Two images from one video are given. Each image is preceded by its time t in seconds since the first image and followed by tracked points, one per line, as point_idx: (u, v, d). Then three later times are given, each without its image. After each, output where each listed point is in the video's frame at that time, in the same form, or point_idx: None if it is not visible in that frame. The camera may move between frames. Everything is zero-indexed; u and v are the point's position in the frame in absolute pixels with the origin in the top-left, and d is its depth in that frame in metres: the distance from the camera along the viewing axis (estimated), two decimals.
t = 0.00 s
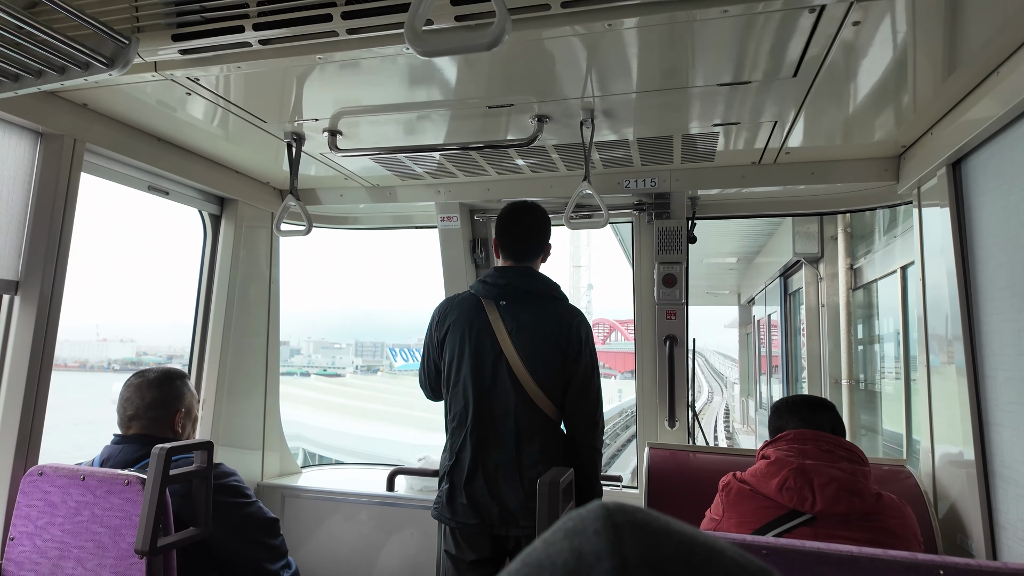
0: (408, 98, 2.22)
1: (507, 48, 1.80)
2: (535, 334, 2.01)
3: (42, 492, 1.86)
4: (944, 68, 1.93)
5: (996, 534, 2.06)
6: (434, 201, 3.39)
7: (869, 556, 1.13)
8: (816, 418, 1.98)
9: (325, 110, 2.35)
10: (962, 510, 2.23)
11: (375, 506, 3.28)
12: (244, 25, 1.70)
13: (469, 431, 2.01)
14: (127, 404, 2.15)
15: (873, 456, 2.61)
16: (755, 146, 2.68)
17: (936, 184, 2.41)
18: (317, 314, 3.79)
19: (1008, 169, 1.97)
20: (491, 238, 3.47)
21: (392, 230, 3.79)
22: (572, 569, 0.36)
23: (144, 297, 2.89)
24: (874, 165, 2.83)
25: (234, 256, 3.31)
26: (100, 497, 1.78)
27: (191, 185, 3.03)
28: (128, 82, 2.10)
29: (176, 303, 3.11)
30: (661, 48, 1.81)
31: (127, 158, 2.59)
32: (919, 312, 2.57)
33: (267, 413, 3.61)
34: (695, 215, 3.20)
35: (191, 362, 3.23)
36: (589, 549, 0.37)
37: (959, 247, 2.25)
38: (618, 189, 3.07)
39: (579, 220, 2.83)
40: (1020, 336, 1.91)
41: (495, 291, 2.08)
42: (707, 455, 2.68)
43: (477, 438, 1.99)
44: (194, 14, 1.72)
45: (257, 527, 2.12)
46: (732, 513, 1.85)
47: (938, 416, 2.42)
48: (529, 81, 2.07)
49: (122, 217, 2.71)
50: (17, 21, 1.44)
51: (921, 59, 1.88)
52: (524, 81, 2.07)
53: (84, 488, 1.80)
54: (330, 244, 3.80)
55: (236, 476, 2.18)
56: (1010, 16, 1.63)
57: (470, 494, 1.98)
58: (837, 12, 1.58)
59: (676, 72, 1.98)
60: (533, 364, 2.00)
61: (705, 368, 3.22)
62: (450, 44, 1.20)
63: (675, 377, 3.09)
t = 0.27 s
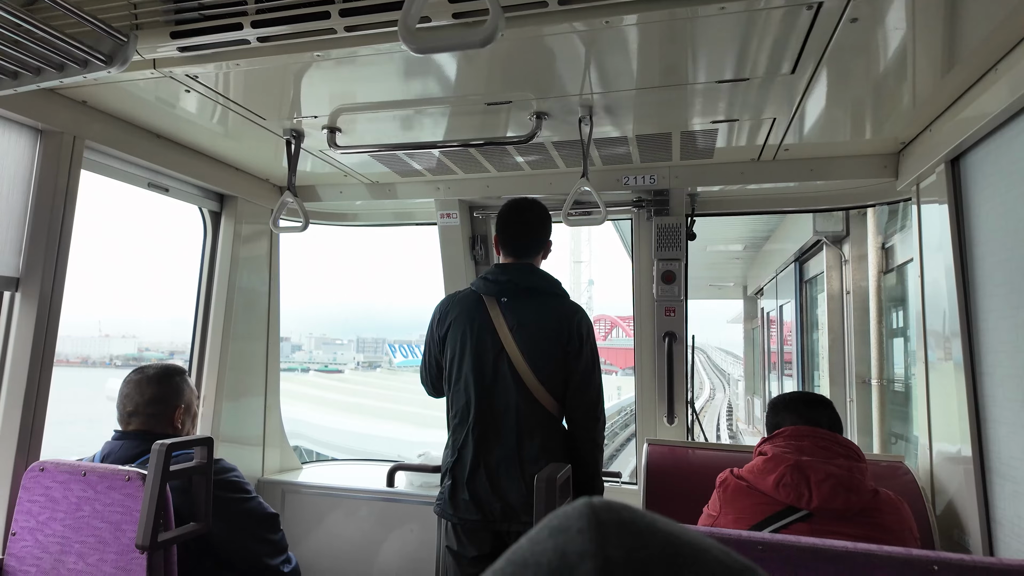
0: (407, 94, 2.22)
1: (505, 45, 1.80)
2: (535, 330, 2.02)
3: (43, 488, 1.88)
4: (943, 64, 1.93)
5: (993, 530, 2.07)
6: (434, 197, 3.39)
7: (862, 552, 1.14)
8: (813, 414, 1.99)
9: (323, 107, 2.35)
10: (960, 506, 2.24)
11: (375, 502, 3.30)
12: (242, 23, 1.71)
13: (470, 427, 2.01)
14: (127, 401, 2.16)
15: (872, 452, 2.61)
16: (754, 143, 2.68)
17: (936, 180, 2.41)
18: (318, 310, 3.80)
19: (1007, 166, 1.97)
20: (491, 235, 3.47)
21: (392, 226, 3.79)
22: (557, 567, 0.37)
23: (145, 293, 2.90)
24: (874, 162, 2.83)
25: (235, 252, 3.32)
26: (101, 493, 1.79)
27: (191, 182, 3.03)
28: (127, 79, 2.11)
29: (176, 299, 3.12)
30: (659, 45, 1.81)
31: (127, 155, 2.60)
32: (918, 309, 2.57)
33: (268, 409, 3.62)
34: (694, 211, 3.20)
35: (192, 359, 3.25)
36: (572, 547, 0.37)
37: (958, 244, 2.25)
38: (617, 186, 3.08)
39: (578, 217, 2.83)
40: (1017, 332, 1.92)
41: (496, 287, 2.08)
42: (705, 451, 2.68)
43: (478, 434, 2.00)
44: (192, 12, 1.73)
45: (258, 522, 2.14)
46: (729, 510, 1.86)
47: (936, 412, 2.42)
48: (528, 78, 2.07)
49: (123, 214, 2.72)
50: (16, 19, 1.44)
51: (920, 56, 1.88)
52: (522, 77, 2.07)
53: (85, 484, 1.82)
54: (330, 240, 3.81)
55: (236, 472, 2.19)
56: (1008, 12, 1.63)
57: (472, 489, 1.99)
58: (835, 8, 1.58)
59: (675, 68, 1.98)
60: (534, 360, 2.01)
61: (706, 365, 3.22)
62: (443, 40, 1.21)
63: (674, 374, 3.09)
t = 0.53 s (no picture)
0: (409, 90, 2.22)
1: (507, 41, 1.81)
2: (539, 326, 2.02)
3: (50, 483, 1.89)
4: (946, 59, 1.92)
5: (996, 524, 2.07)
6: (436, 194, 3.40)
7: (865, 545, 1.14)
8: (816, 409, 1.99)
9: (326, 103, 2.35)
10: (962, 500, 2.24)
11: (379, 497, 3.31)
12: (246, 19, 1.71)
13: (474, 423, 2.02)
14: (132, 396, 2.18)
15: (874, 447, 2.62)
16: (756, 138, 2.68)
17: (938, 176, 2.41)
18: (321, 306, 3.81)
19: (1011, 160, 1.96)
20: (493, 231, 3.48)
21: (394, 223, 3.80)
22: (565, 558, 0.37)
23: (148, 290, 2.90)
24: (876, 157, 2.83)
25: (238, 248, 3.33)
26: (108, 488, 1.80)
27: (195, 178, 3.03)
28: (130, 76, 2.11)
29: (180, 295, 3.12)
30: (661, 40, 1.81)
31: (131, 152, 2.60)
32: (921, 304, 2.57)
33: (272, 405, 3.63)
34: (697, 207, 3.20)
35: (196, 356, 3.26)
36: (580, 539, 0.38)
37: (961, 239, 2.25)
38: (620, 181, 3.08)
39: (581, 213, 2.83)
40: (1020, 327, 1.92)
41: (499, 283, 2.09)
42: (708, 447, 2.69)
43: (482, 430, 2.01)
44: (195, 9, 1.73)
45: (263, 517, 2.15)
46: (732, 504, 1.86)
47: (939, 407, 2.42)
48: (531, 73, 2.07)
49: (126, 211, 2.72)
50: (21, 16, 1.45)
51: (923, 50, 1.87)
52: (525, 73, 2.07)
53: (91, 479, 1.83)
54: (333, 237, 3.82)
55: (240, 467, 2.20)
56: (1013, 7, 1.63)
57: (476, 485, 2.00)
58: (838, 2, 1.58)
59: (678, 63, 1.98)
60: (537, 356, 2.02)
61: (708, 361, 3.21)
62: (447, 36, 1.26)
63: (676, 370, 3.09)
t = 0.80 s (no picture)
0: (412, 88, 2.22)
1: (510, 39, 1.80)
2: (539, 325, 2.02)
3: (55, 481, 1.89)
4: (951, 56, 1.92)
5: (1000, 522, 2.07)
6: (439, 192, 3.39)
7: (871, 543, 1.14)
8: (820, 407, 1.99)
9: (330, 101, 2.35)
10: (966, 499, 2.24)
11: (382, 495, 3.31)
12: (249, 17, 1.71)
13: (474, 422, 2.02)
14: (135, 395, 2.18)
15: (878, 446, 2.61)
16: (760, 136, 2.67)
17: (943, 173, 2.41)
18: (324, 304, 3.81)
19: (1016, 157, 1.96)
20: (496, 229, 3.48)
21: (397, 221, 3.80)
22: (576, 551, 0.37)
23: (151, 289, 2.91)
24: (880, 155, 2.83)
25: (241, 247, 3.33)
26: (112, 486, 1.81)
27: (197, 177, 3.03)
28: (134, 75, 2.11)
29: (182, 294, 3.13)
30: (664, 37, 1.81)
31: (133, 151, 2.60)
32: (925, 302, 2.56)
33: (275, 404, 3.64)
34: (700, 205, 3.19)
35: (199, 355, 3.26)
36: (590, 531, 0.37)
37: (966, 237, 2.25)
38: (623, 180, 3.08)
39: (584, 212, 2.83)
40: None
41: (499, 282, 2.09)
42: (711, 445, 2.68)
43: (482, 428, 2.01)
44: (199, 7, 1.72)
45: (266, 516, 2.15)
46: (736, 503, 1.86)
47: (943, 405, 2.42)
48: (533, 71, 2.07)
49: (129, 209, 2.72)
50: (25, 14, 1.45)
51: (928, 47, 1.87)
52: (528, 71, 2.07)
53: (96, 477, 1.83)
54: (335, 236, 3.82)
55: (244, 466, 2.20)
56: (1018, 3, 1.62)
57: (476, 484, 2.00)
58: None
59: (681, 60, 1.97)
60: (538, 354, 2.01)
61: (711, 359, 3.21)
62: (452, 35, 1.29)
63: (679, 369, 3.08)
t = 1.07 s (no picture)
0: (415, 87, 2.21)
1: (512, 37, 1.80)
2: (537, 324, 2.02)
3: (58, 480, 1.90)
4: (955, 54, 1.91)
5: (1004, 521, 2.06)
6: (441, 191, 3.40)
7: (876, 543, 1.14)
8: (823, 407, 1.99)
9: (332, 100, 2.35)
10: (970, 499, 2.23)
11: (384, 495, 3.31)
12: (252, 17, 1.71)
13: (472, 421, 2.02)
14: (139, 393, 2.18)
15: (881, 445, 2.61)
16: (762, 135, 2.67)
17: (946, 172, 2.40)
18: (327, 303, 3.82)
19: (1020, 156, 1.95)
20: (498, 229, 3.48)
21: (399, 220, 3.80)
22: (583, 550, 0.37)
23: (154, 289, 2.91)
24: (883, 154, 2.82)
25: (243, 246, 3.34)
26: (115, 485, 1.81)
27: (200, 176, 3.04)
28: (137, 74, 2.12)
29: (185, 293, 3.13)
30: (667, 36, 1.80)
31: (136, 150, 2.61)
32: (928, 302, 2.56)
33: (277, 402, 3.65)
34: (702, 205, 3.18)
35: (201, 354, 3.26)
36: (598, 530, 0.37)
37: (970, 237, 2.24)
38: (625, 179, 3.09)
39: (586, 211, 2.82)
40: None
41: (496, 281, 2.09)
42: (714, 445, 2.68)
43: (480, 427, 2.01)
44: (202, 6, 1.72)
45: (269, 514, 2.16)
46: (739, 502, 1.85)
47: (947, 405, 2.41)
48: (536, 70, 2.07)
49: (132, 209, 2.73)
50: (29, 14, 1.45)
51: (931, 46, 1.86)
52: (530, 70, 2.07)
53: (99, 476, 1.83)
54: (338, 235, 3.83)
55: (246, 465, 2.20)
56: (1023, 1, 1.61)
57: (474, 482, 2.00)
58: None
59: (684, 59, 1.97)
60: (535, 353, 2.01)
61: (713, 359, 3.21)
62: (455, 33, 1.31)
63: (682, 369, 3.08)
